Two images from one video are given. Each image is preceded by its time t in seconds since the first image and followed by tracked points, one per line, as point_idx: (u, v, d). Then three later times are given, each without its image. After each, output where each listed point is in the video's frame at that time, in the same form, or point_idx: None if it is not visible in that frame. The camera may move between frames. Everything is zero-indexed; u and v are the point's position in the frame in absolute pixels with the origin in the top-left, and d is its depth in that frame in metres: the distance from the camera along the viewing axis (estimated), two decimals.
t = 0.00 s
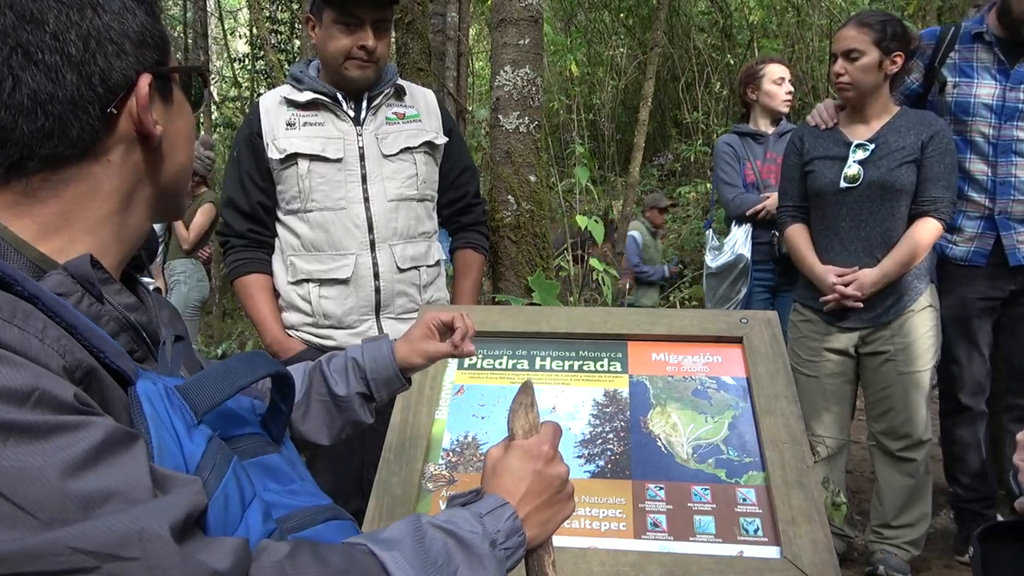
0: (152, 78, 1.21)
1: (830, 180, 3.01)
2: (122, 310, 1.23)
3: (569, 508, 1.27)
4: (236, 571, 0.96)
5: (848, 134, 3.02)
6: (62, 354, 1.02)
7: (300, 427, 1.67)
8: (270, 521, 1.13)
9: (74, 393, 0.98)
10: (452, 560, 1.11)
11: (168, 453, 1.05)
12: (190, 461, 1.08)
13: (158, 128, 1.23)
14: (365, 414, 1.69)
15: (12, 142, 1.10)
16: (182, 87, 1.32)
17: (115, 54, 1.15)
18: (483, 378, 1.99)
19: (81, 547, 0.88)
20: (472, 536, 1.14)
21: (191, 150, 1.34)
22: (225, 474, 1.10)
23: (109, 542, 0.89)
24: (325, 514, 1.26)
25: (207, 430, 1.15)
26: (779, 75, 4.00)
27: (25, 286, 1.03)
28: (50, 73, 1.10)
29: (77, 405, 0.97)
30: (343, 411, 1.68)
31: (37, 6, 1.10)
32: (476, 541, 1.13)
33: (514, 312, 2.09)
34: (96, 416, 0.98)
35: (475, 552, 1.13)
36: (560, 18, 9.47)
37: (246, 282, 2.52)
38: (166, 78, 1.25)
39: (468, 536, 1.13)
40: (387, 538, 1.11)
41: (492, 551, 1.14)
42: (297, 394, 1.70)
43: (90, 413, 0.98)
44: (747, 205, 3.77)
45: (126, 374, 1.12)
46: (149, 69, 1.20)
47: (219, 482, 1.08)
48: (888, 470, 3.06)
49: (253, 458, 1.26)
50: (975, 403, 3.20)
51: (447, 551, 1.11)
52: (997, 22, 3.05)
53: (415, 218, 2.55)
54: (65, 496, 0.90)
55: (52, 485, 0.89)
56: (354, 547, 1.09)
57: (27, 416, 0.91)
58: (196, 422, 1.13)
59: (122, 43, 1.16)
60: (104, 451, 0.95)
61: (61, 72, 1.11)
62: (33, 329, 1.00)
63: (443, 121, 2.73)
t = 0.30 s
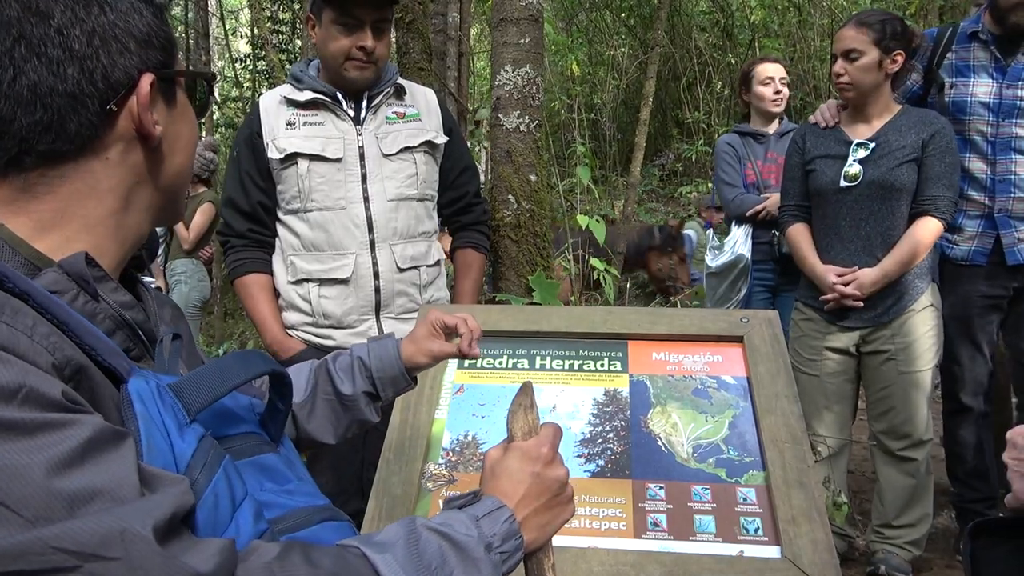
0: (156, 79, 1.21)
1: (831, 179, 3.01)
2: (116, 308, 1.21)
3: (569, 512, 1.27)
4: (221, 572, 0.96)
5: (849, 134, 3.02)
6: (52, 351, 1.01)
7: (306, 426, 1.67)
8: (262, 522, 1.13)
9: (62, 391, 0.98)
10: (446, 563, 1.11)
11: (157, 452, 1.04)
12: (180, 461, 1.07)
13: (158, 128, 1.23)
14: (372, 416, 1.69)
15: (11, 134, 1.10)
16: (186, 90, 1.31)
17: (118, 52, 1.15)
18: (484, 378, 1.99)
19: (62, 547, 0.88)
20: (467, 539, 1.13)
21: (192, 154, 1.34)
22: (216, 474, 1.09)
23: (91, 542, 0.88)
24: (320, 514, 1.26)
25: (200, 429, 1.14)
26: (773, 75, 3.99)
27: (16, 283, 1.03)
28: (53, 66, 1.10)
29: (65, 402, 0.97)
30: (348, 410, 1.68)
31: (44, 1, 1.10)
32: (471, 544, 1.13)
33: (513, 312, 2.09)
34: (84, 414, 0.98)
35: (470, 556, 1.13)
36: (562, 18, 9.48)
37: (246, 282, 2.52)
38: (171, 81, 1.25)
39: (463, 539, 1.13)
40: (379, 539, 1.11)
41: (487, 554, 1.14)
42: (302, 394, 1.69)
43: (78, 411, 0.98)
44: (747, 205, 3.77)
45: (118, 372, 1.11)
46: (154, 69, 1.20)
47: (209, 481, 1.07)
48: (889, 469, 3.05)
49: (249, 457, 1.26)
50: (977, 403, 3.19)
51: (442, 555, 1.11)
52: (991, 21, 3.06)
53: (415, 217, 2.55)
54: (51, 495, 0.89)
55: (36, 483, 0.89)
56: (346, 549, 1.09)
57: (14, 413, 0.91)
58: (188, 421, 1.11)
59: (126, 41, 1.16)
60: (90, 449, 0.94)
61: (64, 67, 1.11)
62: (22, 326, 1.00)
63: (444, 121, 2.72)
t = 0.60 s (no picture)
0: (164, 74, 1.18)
1: (832, 177, 3.01)
2: (133, 309, 1.18)
3: (573, 505, 1.27)
4: (242, 569, 0.94)
5: (851, 131, 3.02)
6: (75, 350, 0.99)
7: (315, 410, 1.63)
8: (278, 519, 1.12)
9: (85, 391, 0.96)
10: (456, 557, 1.10)
11: (177, 451, 1.04)
12: (199, 458, 1.06)
13: (166, 121, 1.20)
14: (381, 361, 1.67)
15: (24, 129, 1.09)
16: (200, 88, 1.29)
17: (125, 47, 1.12)
18: (486, 378, 1.98)
19: (89, 544, 0.87)
20: (476, 533, 1.13)
21: (206, 154, 1.31)
22: (234, 473, 1.09)
23: (119, 540, 0.87)
24: (334, 512, 1.26)
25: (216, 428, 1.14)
26: (770, 74, 4.02)
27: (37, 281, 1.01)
28: (60, 61, 1.08)
29: (88, 403, 0.95)
30: (355, 380, 1.66)
31: None
32: (480, 537, 1.13)
33: (516, 312, 2.10)
34: (107, 414, 0.96)
35: (480, 549, 1.12)
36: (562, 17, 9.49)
37: (246, 283, 2.51)
38: (182, 79, 1.23)
39: (472, 533, 1.12)
40: (389, 535, 1.09)
41: (496, 547, 1.14)
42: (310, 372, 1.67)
43: (101, 411, 0.96)
44: (745, 204, 3.76)
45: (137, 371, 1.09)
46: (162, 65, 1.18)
47: (227, 479, 1.07)
48: (891, 468, 3.05)
49: (261, 457, 1.26)
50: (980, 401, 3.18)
51: (451, 549, 1.10)
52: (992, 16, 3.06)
53: (415, 217, 2.55)
54: (76, 493, 0.88)
55: (61, 483, 0.88)
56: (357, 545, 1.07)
57: (38, 413, 0.90)
58: (204, 420, 1.11)
59: (132, 37, 1.13)
60: (115, 448, 0.93)
61: (71, 62, 1.08)
62: (45, 325, 0.98)
63: (444, 121, 2.72)
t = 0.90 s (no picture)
0: (187, 80, 1.20)
1: (833, 173, 3.02)
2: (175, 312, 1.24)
3: (585, 492, 1.28)
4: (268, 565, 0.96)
5: (852, 129, 3.02)
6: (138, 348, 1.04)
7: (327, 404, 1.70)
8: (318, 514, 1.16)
9: (148, 388, 1.00)
10: (481, 544, 1.11)
11: (227, 445, 1.10)
12: (246, 454, 1.12)
13: (188, 126, 1.21)
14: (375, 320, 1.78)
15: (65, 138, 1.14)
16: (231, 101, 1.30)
17: (146, 52, 1.14)
18: (489, 378, 1.99)
19: (161, 529, 0.91)
20: (499, 519, 1.14)
21: (234, 163, 1.31)
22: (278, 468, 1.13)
23: (188, 525, 0.92)
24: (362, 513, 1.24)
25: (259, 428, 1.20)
26: (773, 71, 4.02)
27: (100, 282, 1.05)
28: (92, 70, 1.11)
29: (149, 398, 0.99)
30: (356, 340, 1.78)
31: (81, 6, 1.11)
32: (503, 523, 1.14)
33: (517, 312, 2.10)
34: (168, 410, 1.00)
35: (502, 535, 1.13)
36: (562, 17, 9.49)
37: (246, 285, 2.51)
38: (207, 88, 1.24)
39: (495, 519, 1.13)
40: (419, 526, 1.10)
41: (518, 531, 1.15)
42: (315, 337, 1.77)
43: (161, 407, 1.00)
44: (747, 204, 3.76)
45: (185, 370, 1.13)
46: (186, 72, 1.20)
47: (272, 473, 1.12)
48: (893, 466, 3.05)
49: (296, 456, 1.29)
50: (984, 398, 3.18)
51: (476, 537, 1.12)
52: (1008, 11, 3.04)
53: (415, 217, 2.54)
54: (141, 483, 0.92)
55: (131, 472, 0.92)
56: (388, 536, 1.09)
57: (107, 406, 0.94)
58: (247, 420, 1.18)
59: (156, 43, 1.16)
60: (177, 442, 0.97)
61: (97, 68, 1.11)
62: (109, 324, 1.02)
63: (444, 120, 2.73)
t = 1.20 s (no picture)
0: (263, 105, 1.20)
1: (830, 175, 3.03)
2: (245, 315, 1.28)
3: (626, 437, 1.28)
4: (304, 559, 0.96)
5: (853, 129, 3.01)
6: (212, 341, 1.09)
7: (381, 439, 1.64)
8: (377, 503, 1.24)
9: (220, 376, 1.06)
10: (517, 496, 1.12)
11: (296, 433, 1.19)
12: (312, 443, 1.21)
13: (261, 150, 1.21)
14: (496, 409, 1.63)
15: (143, 150, 1.19)
16: (310, 124, 1.28)
17: (226, 76, 1.17)
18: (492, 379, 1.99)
19: (234, 499, 0.96)
20: (534, 469, 1.14)
21: (305, 183, 1.28)
22: (339, 458, 1.23)
23: (260, 498, 0.97)
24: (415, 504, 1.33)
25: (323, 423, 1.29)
26: (787, 68, 4.03)
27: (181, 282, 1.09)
28: (175, 89, 1.16)
29: (221, 385, 1.05)
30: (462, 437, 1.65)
31: (172, 30, 1.16)
32: (539, 473, 1.14)
33: (520, 311, 2.11)
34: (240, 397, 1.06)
35: (539, 484, 1.13)
36: (564, 17, 9.49)
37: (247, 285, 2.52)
38: (284, 112, 1.23)
39: (531, 471, 1.14)
40: (454, 489, 1.13)
41: (556, 481, 1.15)
42: (424, 414, 1.63)
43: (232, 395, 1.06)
44: (754, 201, 3.77)
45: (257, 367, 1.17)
46: (262, 96, 1.20)
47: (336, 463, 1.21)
48: (895, 464, 3.05)
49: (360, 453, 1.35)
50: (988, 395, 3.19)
51: (513, 491, 1.12)
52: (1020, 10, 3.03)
53: (415, 217, 2.55)
54: (216, 463, 0.97)
55: (206, 451, 0.97)
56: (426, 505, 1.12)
57: (186, 391, 1.00)
58: (312, 413, 1.27)
59: (237, 69, 1.17)
60: (248, 426, 1.02)
61: (179, 89, 1.16)
62: (188, 318, 1.08)
63: (444, 121, 2.73)
